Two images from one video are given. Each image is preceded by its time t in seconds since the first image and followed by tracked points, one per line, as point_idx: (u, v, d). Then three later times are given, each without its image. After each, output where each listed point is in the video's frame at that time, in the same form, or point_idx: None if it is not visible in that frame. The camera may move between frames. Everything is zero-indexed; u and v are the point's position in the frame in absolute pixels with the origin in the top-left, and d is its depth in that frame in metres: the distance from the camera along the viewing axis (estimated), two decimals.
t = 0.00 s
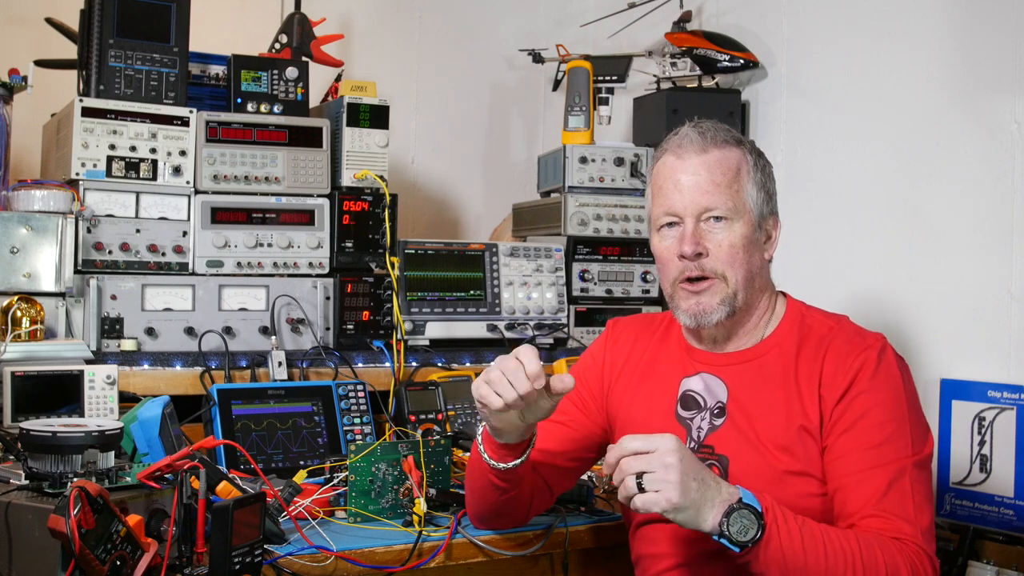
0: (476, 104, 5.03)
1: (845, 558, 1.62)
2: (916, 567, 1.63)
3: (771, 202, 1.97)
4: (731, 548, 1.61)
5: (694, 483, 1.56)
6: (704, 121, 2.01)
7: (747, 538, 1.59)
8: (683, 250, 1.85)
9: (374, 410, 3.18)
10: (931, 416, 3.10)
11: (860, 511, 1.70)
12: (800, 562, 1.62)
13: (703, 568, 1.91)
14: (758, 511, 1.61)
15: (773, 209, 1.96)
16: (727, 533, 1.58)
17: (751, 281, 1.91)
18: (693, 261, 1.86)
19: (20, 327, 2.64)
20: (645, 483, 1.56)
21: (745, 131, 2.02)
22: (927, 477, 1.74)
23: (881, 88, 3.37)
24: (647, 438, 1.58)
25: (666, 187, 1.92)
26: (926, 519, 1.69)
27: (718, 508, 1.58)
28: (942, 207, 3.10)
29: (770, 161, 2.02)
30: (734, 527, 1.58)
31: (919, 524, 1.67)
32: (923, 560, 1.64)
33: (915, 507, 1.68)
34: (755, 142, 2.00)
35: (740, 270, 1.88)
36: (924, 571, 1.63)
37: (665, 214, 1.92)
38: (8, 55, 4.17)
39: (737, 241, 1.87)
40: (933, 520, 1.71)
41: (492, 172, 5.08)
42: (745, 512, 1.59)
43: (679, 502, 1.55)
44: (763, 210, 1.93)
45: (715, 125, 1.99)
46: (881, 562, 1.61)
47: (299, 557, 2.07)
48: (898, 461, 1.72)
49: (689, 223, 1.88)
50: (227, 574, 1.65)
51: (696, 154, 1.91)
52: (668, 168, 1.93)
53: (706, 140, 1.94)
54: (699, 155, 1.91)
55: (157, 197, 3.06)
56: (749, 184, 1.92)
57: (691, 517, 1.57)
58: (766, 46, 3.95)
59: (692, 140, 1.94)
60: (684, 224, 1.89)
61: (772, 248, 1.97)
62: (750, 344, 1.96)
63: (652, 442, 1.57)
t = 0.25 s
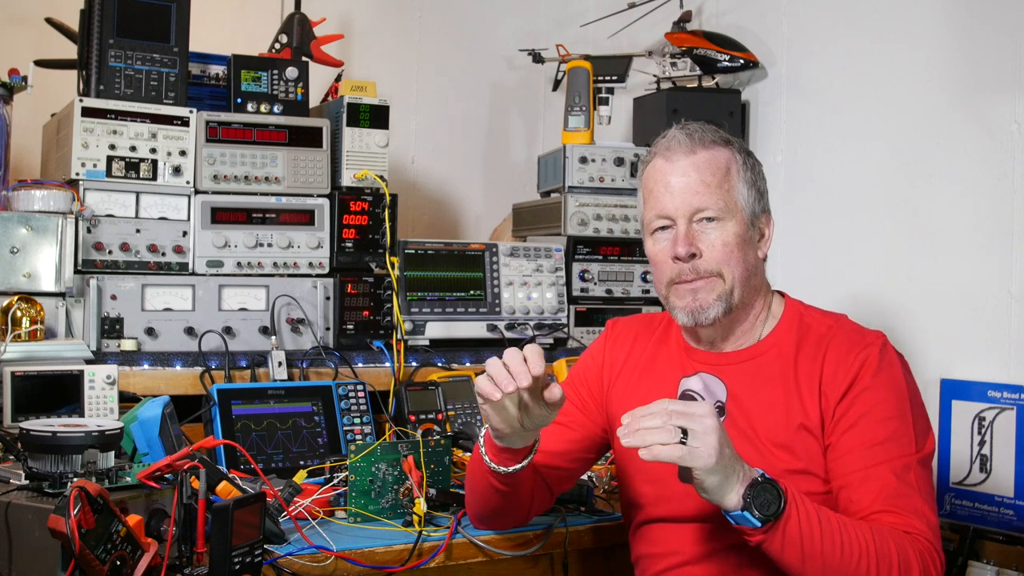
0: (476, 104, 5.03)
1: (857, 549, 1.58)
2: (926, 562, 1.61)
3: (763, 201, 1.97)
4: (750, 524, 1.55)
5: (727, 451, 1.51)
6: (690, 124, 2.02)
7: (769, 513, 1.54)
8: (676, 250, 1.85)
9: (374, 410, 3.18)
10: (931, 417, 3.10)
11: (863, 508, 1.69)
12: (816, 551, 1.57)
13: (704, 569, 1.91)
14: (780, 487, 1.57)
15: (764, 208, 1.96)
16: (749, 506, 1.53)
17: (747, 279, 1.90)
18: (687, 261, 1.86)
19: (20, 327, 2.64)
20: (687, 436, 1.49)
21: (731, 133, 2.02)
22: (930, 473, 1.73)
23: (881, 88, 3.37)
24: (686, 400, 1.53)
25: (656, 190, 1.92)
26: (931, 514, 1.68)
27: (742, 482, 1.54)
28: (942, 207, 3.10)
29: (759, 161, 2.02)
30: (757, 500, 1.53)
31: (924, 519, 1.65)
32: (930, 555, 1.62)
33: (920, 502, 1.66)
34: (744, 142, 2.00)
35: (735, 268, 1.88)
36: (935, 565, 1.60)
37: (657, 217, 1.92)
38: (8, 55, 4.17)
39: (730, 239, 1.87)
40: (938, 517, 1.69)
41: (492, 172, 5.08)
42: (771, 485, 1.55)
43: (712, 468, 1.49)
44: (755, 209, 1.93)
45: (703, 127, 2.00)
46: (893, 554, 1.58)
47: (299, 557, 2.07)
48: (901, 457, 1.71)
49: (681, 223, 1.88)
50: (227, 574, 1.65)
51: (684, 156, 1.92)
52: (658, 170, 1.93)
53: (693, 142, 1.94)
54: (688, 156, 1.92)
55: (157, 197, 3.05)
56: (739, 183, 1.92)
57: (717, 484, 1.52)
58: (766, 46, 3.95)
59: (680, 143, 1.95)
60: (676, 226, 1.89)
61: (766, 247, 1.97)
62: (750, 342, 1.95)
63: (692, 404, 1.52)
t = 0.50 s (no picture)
0: (476, 104, 5.03)
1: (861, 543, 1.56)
2: (931, 557, 1.60)
3: (762, 200, 1.96)
4: (756, 509, 1.55)
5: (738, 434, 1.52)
6: (688, 124, 2.01)
7: (777, 499, 1.53)
8: (675, 253, 1.85)
9: (374, 410, 3.18)
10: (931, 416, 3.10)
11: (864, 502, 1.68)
12: (820, 544, 1.56)
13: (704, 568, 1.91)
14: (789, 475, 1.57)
15: (764, 207, 1.95)
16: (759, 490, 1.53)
17: (747, 280, 1.90)
18: (686, 264, 1.86)
19: (20, 327, 2.64)
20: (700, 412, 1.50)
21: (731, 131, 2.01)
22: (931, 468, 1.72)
23: (881, 88, 3.37)
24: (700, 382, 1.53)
25: (655, 191, 1.91)
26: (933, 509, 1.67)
27: (751, 468, 1.54)
28: (943, 207, 3.10)
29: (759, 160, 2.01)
30: (767, 485, 1.53)
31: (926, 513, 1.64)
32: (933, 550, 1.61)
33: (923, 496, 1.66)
34: (743, 141, 1.99)
35: (734, 269, 1.88)
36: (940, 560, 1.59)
37: (656, 218, 1.92)
38: (8, 55, 4.17)
39: (729, 241, 1.87)
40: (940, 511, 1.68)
41: (492, 172, 5.08)
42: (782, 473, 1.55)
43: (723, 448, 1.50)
44: (754, 209, 1.93)
45: (701, 127, 1.99)
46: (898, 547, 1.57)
47: (299, 557, 2.07)
48: (902, 451, 1.70)
49: (680, 225, 1.88)
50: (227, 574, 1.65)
51: (683, 157, 1.91)
52: (656, 172, 1.93)
53: (691, 142, 1.94)
54: (686, 157, 1.91)
55: (157, 197, 3.06)
56: (739, 184, 1.91)
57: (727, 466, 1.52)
58: (766, 46, 3.95)
59: (678, 144, 1.94)
60: (675, 227, 1.89)
61: (766, 246, 1.97)
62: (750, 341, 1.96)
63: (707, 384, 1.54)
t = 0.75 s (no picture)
0: (476, 104, 5.03)
1: (865, 552, 1.56)
2: (934, 562, 1.59)
3: (764, 201, 1.96)
4: (760, 546, 1.55)
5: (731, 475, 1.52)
6: (691, 123, 2.01)
7: (778, 535, 1.53)
8: (676, 252, 1.85)
9: (374, 410, 3.18)
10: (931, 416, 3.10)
11: (866, 507, 1.67)
12: (826, 559, 1.56)
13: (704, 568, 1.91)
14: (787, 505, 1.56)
15: (765, 208, 1.95)
16: (757, 529, 1.53)
17: (747, 280, 1.90)
18: (686, 262, 1.86)
19: (20, 327, 2.64)
20: (688, 473, 1.50)
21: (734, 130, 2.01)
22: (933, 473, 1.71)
23: (881, 88, 3.37)
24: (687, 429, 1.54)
25: (656, 190, 1.91)
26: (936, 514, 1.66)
27: (750, 505, 1.54)
28: (943, 207, 3.10)
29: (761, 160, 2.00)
30: (765, 522, 1.53)
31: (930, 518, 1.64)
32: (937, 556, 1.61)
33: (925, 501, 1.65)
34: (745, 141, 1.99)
35: (735, 270, 1.88)
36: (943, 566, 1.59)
37: (657, 218, 1.92)
38: (8, 55, 4.17)
39: (730, 241, 1.87)
40: (943, 517, 1.68)
41: (492, 172, 5.08)
42: (778, 506, 1.55)
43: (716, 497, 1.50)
44: (755, 209, 1.93)
45: (703, 127, 1.98)
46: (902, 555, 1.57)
47: (299, 557, 2.07)
48: (904, 456, 1.70)
49: (682, 225, 1.88)
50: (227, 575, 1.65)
51: (684, 157, 1.91)
52: (658, 172, 1.93)
53: (693, 142, 1.94)
54: (688, 157, 1.91)
55: (157, 197, 3.05)
56: (740, 184, 1.91)
57: (723, 511, 1.52)
58: (766, 46, 3.95)
59: (679, 144, 1.94)
60: (676, 227, 1.89)
61: (767, 246, 1.96)
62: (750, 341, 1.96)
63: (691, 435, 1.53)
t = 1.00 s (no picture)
0: (476, 104, 5.03)
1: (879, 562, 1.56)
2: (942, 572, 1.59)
3: (777, 202, 1.92)
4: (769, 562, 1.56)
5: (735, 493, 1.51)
6: (701, 125, 1.96)
7: (785, 550, 1.54)
8: (684, 263, 1.83)
9: (374, 410, 3.18)
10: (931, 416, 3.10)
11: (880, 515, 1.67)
12: (830, 566, 1.57)
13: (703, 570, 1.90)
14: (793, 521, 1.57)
15: (778, 211, 1.91)
16: (765, 545, 1.54)
17: (757, 286, 1.88)
18: (694, 272, 1.84)
19: (20, 327, 2.64)
20: (694, 497, 1.49)
21: (746, 131, 1.95)
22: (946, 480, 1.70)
23: (882, 88, 3.37)
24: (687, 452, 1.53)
25: (665, 198, 1.88)
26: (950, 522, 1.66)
27: (756, 520, 1.54)
28: (943, 207, 3.09)
29: (775, 160, 1.95)
30: (772, 538, 1.54)
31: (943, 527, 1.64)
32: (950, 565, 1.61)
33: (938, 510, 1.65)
34: (757, 142, 1.94)
35: (745, 277, 1.85)
36: None
37: (667, 225, 1.88)
38: (8, 55, 4.17)
39: (739, 249, 1.84)
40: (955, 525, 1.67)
41: (492, 172, 5.08)
42: (784, 521, 1.55)
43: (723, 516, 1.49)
44: (767, 213, 1.89)
45: (713, 129, 1.93)
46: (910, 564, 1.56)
47: (299, 557, 2.07)
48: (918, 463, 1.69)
49: (690, 234, 1.85)
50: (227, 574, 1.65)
51: (692, 164, 1.86)
52: (666, 179, 1.89)
53: (702, 147, 1.89)
54: (696, 164, 1.86)
55: (157, 197, 3.06)
56: (751, 189, 1.87)
57: (730, 532, 1.52)
58: (766, 46, 3.95)
59: (686, 151, 1.89)
60: (685, 235, 1.85)
61: (781, 248, 1.93)
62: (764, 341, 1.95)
63: (693, 456, 1.52)
